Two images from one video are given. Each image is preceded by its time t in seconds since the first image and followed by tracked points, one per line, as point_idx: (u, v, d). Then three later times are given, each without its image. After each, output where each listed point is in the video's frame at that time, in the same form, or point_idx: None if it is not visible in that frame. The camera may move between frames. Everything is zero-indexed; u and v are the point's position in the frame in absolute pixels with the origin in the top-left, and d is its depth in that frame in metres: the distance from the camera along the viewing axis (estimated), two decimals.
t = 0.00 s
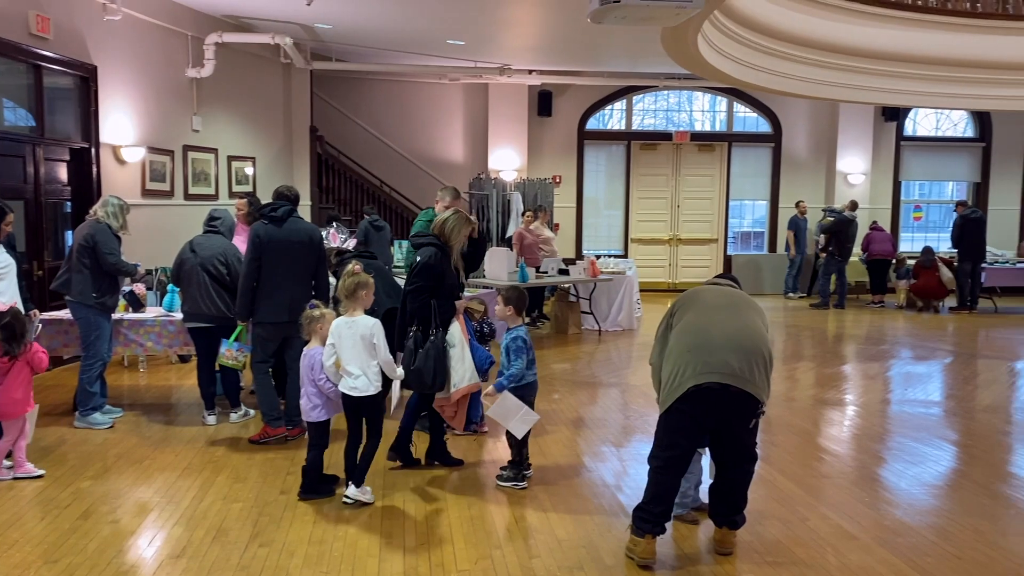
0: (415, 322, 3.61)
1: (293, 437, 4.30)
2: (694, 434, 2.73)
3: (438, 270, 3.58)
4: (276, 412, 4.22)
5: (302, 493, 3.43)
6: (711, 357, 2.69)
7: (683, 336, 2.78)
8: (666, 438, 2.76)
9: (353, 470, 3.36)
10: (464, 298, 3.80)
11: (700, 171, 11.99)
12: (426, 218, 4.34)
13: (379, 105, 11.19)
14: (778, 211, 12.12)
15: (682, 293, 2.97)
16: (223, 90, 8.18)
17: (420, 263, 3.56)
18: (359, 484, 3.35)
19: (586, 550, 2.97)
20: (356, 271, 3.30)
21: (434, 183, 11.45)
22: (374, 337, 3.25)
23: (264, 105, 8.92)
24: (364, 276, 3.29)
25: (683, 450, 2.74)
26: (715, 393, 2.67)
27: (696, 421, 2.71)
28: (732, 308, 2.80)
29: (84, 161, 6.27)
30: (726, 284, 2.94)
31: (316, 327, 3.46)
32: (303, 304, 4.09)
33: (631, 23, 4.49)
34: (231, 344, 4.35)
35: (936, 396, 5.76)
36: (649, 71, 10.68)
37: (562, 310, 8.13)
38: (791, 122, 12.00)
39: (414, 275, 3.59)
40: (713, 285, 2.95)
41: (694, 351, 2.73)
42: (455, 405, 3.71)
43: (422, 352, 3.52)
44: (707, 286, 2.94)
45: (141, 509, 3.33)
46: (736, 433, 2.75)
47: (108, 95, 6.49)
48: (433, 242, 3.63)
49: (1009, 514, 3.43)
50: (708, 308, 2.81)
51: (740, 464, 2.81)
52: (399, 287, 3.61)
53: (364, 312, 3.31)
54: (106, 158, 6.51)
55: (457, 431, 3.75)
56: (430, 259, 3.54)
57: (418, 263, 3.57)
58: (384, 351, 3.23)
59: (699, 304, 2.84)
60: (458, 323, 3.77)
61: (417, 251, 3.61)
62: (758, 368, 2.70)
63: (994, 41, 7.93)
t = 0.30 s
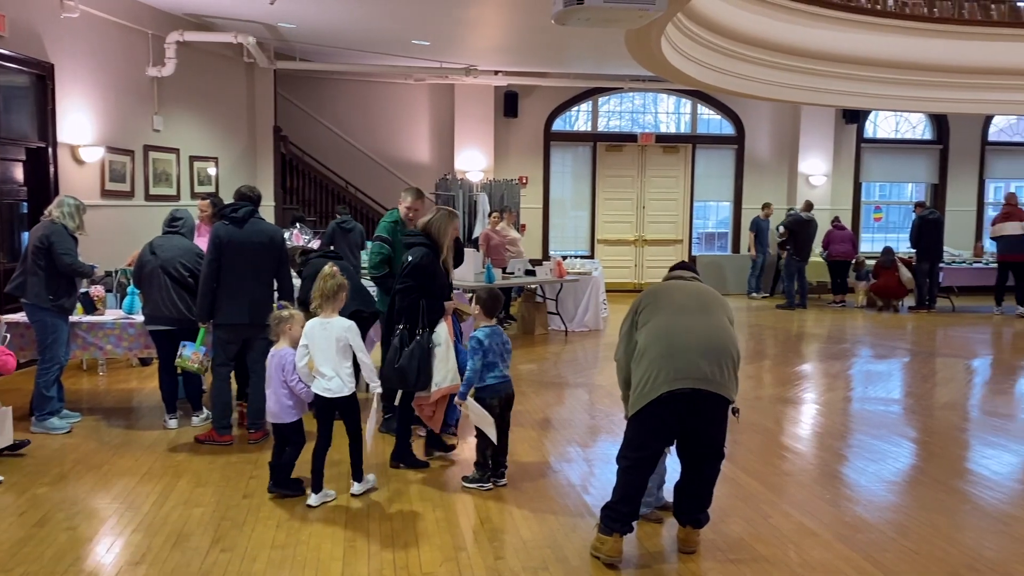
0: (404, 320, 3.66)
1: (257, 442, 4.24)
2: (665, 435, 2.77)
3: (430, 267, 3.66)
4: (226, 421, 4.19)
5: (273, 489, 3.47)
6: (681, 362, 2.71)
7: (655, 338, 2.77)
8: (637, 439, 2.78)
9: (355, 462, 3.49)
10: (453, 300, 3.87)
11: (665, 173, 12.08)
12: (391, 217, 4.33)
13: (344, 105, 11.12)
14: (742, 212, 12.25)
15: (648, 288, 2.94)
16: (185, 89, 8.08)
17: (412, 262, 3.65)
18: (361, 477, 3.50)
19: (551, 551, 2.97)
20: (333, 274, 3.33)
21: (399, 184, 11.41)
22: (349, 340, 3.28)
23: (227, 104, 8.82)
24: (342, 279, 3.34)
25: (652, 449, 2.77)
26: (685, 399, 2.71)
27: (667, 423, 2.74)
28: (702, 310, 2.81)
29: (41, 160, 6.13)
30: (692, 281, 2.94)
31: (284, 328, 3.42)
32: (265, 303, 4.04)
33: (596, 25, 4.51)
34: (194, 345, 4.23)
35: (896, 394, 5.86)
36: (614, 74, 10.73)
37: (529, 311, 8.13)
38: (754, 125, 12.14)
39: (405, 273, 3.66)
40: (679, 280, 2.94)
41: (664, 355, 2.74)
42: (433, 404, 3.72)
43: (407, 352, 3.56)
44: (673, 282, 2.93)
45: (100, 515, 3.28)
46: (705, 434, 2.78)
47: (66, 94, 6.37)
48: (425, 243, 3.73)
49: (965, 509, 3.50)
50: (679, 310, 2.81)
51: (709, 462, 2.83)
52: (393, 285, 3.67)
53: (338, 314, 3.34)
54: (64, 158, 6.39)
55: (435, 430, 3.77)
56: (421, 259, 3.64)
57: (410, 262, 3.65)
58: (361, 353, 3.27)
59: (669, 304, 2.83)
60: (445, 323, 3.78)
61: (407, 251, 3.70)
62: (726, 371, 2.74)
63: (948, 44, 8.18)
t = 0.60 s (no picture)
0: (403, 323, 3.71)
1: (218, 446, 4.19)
2: (633, 434, 2.79)
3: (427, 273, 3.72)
4: (186, 425, 4.12)
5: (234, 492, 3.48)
6: (644, 365, 2.73)
7: (618, 340, 2.79)
8: (605, 437, 2.81)
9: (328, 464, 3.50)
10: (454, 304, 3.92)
11: (630, 174, 12.15)
12: (354, 218, 4.30)
13: (308, 106, 11.03)
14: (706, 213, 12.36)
15: (611, 282, 2.93)
16: (145, 88, 7.96)
17: (410, 267, 3.71)
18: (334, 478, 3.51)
19: (515, 551, 2.98)
20: (321, 276, 3.50)
21: (364, 185, 11.34)
22: (335, 340, 3.44)
23: (188, 104, 8.70)
24: (328, 281, 3.51)
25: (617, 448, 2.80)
26: (650, 401, 2.74)
27: (633, 424, 2.77)
28: (665, 309, 2.82)
29: None
30: (654, 273, 2.92)
31: (262, 330, 3.44)
32: (220, 305, 4.01)
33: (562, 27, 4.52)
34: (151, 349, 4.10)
35: (857, 392, 5.95)
36: (580, 75, 10.77)
37: (495, 312, 8.11)
38: (717, 127, 12.25)
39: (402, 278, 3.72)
40: (641, 273, 2.92)
41: (626, 357, 2.76)
42: (421, 403, 3.79)
43: (403, 355, 3.58)
44: (636, 275, 2.91)
45: (57, 521, 3.22)
46: (670, 435, 2.81)
47: (22, 93, 6.24)
48: (421, 247, 3.77)
49: (923, 505, 3.56)
50: (642, 311, 2.81)
51: (672, 462, 2.85)
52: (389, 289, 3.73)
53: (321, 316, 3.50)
54: (19, 158, 6.25)
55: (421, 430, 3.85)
56: (418, 263, 3.69)
57: (407, 267, 3.71)
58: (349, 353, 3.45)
59: (633, 303, 2.83)
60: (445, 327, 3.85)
61: (405, 256, 3.75)
62: (689, 372, 2.77)
63: (902, 47, 8.46)
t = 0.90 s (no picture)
0: (410, 317, 3.80)
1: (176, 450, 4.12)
2: (596, 436, 2.80)
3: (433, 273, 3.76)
4: (144, 429, 4.05)
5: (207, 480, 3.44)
6: (590, 373, 2.75)
7: (569, 347, 2.80)
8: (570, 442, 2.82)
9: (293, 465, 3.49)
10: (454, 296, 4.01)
11: (594, 175, 12.21)
12: (316, 219, 4.26)
13: (271, 106, 10.92)
14: (670, 214, 12.45)
15: (562, 283, 2.91)
16: (103, 87, 7.82)
17: (414, 263, 3.77)
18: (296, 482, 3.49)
19: (477, 552, 2.97)
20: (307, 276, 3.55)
21: (328, 185, 11.25)
22: (318, 341, 3.47)
23: (147, 103, 8.57)
24: (314, 282, 3.56)
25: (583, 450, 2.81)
26: (605, 409, 2.75)
27: (598, 428, 2.78)
28: (614, 311, 2.80)
29: None
30: (604, 269, 2.88)
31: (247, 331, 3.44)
32: (175, 307, 3.95)
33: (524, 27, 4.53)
34: (102, 357, 4.07)
35: (818, 390, 6.03)
36: (544, 76, 10.79)
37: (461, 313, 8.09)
38: (681, 128, 12.34)
39: (404, 275, 3.78)
40: (587, 270, 2.89)
41: (576, 368, 2.78)
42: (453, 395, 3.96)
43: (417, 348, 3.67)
44: (580, 273, 2.89)
45: (9, 529, 3.15)
46: (631, 433, 2.82)
47: None
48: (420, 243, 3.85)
49: (879, 501, 3.62)
50: (591, 314, 2.80)
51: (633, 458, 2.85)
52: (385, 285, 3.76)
53: (307, 319, 3.53)
54: None
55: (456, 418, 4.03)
56: (421, 258, 3.77)
57: (409, 263, 3.77)
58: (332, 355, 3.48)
59: (583, 306, 2.82)
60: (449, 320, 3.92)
61: (405, 254, 3.82)
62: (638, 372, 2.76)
63: (859, 51, 8.63)
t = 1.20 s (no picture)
0: (423, 321, 3.81)
1: (132, 455, 4.04)
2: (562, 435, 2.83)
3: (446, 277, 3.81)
4: (100, 434, 3.97)
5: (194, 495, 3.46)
6: (542, 382, 2.79)
7: (525, 356, 2.85)
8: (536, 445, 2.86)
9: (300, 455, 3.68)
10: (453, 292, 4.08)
11: (558, 177, 12.24)
12: (277, 219, 4.22)
13: (231, 105, 10.79)
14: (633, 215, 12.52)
15: (520, 288, 2.94)
16: (58, 85, 7.67)
17: (426, 269, 3.80)
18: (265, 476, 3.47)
19: (439, 555, 2.96)
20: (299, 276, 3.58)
21: (291, 186, 11.15)
22: (307, 340, 3.53)
23: (104, 101, 8.42)
24: (305, 282, 3.58)
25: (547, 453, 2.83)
26: (562, 416, 2.78)
27: (558, 433, 2.82)
28: (564, 315, 2.80)
29: None
30: (555, 270, 2.85)
31: (226, 332, 3.53)
32: (129, 310, 3.89)
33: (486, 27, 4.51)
34: (55, 362, 4.04)
35: (779, 389, 6.10)
36: (509, 77, 10.79)
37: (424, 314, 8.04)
38: (643, 130, 12.43)
39: (416, 281, 3.79)
40: (538, 272, 2.88)
41: (531, 377, 2.83)
42: (467, 390, 3.92)
43: (439, 349, 3.75)
44: (531, 277, 2.89)
45: None
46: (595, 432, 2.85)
47: None
48: (425, 248, 3.87)
49: (837, 499, 3.67)
50: (542, 320, 2.83)
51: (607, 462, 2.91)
52: (394, 290, 3.74)
53: (299, 317, 3.58)
54: None
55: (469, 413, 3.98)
56: (434, 264, 3.80)
57: (421, 269, 3.79)
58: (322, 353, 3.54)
59: (537, 312, 2.85)
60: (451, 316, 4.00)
61: (414, 260, 3.82)
62: (589, 377, 2.75)
63: (817, 55, 8.77)
